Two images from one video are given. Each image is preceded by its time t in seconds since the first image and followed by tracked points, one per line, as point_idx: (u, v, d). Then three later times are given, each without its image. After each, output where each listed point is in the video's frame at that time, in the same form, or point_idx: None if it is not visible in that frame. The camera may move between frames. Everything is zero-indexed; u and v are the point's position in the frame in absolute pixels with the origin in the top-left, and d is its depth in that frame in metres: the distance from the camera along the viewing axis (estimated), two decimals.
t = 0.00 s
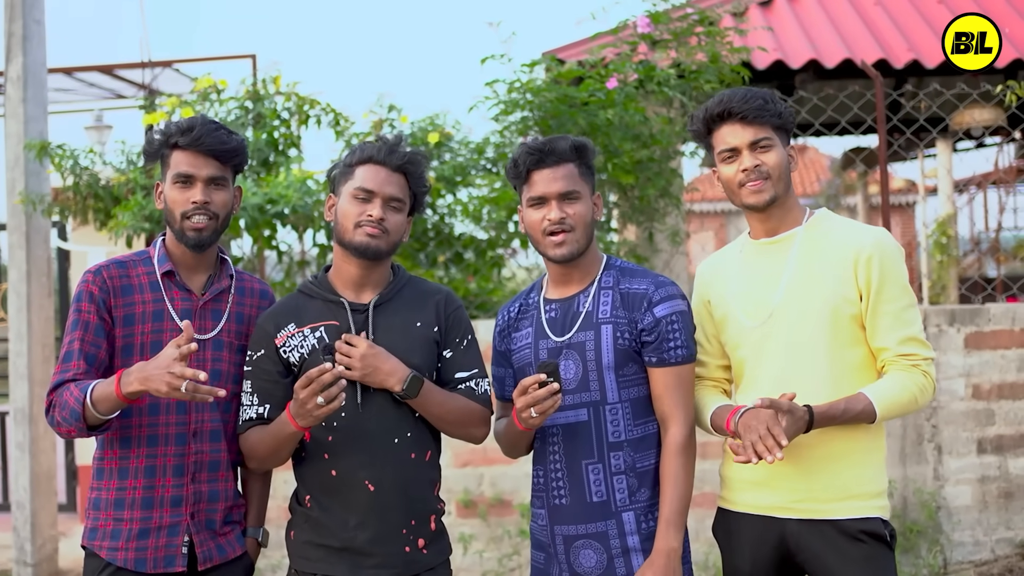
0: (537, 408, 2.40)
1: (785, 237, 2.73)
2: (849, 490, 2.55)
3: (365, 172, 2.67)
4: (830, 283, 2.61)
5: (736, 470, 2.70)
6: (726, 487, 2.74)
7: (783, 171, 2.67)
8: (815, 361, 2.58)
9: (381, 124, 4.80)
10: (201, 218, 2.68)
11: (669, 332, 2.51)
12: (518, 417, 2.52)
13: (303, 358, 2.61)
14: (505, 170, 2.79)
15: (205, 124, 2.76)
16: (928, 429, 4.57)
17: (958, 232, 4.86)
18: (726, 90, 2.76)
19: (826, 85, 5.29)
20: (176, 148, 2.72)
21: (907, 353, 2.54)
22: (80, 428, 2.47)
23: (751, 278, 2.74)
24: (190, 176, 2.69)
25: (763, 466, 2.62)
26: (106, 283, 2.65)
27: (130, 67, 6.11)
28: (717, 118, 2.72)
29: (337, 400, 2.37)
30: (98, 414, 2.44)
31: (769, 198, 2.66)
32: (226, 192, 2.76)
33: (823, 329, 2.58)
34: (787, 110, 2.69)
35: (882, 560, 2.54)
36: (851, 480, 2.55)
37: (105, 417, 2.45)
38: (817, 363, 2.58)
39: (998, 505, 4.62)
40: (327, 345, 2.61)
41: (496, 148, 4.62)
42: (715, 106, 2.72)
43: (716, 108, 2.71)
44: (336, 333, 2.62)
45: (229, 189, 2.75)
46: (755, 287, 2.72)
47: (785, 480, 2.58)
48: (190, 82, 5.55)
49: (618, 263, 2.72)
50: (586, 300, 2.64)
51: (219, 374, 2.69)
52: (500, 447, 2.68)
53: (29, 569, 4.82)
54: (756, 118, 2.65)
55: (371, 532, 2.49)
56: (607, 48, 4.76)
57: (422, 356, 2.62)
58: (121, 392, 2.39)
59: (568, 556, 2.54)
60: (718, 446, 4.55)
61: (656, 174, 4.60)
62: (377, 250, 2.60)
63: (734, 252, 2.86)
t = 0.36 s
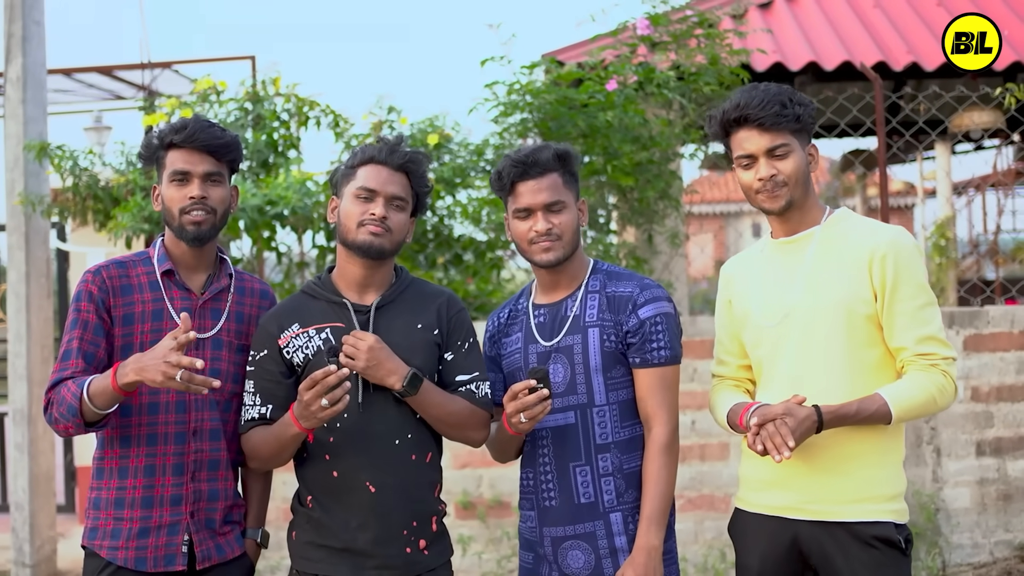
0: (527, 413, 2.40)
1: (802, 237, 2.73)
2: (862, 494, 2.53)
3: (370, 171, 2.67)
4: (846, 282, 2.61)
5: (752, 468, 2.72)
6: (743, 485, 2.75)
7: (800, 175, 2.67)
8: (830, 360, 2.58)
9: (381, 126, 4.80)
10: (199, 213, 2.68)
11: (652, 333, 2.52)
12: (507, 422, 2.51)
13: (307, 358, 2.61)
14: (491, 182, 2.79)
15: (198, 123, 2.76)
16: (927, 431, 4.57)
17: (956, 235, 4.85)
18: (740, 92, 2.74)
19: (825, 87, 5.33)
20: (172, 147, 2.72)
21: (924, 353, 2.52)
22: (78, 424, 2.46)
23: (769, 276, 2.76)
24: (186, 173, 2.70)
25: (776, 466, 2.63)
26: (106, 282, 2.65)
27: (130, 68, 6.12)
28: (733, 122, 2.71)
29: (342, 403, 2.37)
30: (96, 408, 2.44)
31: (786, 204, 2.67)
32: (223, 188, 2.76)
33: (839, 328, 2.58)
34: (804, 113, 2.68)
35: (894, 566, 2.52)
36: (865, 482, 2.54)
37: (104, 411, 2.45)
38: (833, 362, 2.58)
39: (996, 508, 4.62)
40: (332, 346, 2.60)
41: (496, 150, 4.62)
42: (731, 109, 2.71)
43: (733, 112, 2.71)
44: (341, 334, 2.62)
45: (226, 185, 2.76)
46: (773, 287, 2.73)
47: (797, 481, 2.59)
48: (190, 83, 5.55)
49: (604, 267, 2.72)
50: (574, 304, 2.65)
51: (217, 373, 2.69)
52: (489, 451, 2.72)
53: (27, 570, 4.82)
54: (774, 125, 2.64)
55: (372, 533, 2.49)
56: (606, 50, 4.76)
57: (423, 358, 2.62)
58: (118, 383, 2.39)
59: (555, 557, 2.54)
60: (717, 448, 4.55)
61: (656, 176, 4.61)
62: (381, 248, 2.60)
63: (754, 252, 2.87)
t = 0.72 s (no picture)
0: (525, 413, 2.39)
1: (806, 240, 2.73)
2: (866, 495, 2.53)
3: (365, 173, 2.67)
4: (850, 285, 2.60)
5: (756, 470, 2.72)
6: (748, 485, 2.76)
7: (799, 182, 2.65)
8: (834, 363, 2.58)
9: (379, 127, 4.80)
10: (195, 222, 2.67)
11: (648, 334, 2.52)
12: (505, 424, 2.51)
13: (306, 360, 2.61)
14: (481, 189, 2.77)
15: (194, 129, 2.75)
16: (926, 432, 4.57)
17: (955, 236, 4.87)
18: (739, 97, 2.71)
19: (824, 88, 5.36)
20: (168, 154, 2.71)
21: (928, 356, 2.52)
22: (78, 390, 2.42)
23: (774, 278, 2.76)
24: (182, 180, 2.68)
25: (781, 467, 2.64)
26: (106, 282, 2.65)
27: (129, 70, 6.11)
28: (731, 129, 2.69)
29: (340, 404, 2.35)
30: (99, 367, 2.42)
31: (784, 213, 2.68)
32: (219, 195, 2.74)
33: (842, 331, 2.58)
34: (803, 118, 2.64)
35: (898, 568, 2.52)
36: (867, 484, 2.54)
37: (107, 371, 2.43)
38: (836, 365, 2.58)
39: (995, 509, 4.63)
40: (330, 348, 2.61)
41: (494, 152, 4.61)
42: (729, 116, 2.69)
43: (731, 120, 2.68)
44: (340, 336, 2.62)
45: (223, 192, 2.74)
46: (777, 290, 2.73)
47: (800, 482, 2.59)
48: (188, 85, 5.55)
49: (597, 268, 2.72)
50: (568, 306, 2.65)
51: (216, 376, 2.68)
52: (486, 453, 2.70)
53: (26, 572, 4.82)
54: (772, 133, 2.61)
55: (372, 534, 2.48)
56: (605, 51, 4.77)
57: (427, 360, 2.62)
58: (121, 329, 2.42)
59: (551, 559, 2.54)
60: (716, 449, 4.55)
61: (654, 178, 4.61)
62: (380, 249, 2.60)
63: (760, 253, 2.87)
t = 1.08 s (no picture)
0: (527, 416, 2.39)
1: (796, 242, 2.73)
2: (861, 495, 2.54)
3: (338, 180, 2.66)
4: (843, 286, 2.60)
5: (749, 472, 2.70)
6: (739, 488, 2.74)
7: (789, 182, 2.65)
8: (828, 365, 2.58)
9: (378, 129, 4.80)
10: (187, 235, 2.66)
11: (655, 336, 2.51)
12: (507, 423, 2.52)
13: (306, 360, 2.61)
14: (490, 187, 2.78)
15: (186, 138, 2.72)
16: (925, 433, 4.58)
17: (954, 237, 4.86)
18: (719, 104, 2.71)
19: (824, 89, 5.32)
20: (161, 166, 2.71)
21: (923, 355, 2.54)
22: (87, 371, 2.43)
23: (763, 282, 2.74)
24: (175, 195, 2.68)
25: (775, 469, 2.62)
26: (104, 283, 2.65)
27: (128, 72, 6.11)
28: (718, 137, 2.68)
29: (345, 403, 2.35)
30: (105, 345, 2.45)
31: (777, 211, 2.66)
32: (214, 205, 2.73)
33: (837, 333, 2.58)
34: (788, 119, 2.66)
35: (892, 564, 2.54)
36: (862, 484, 2.55)
37: (114, 350, 2.46)
38: (831, 367, 2.57)
39: (995, 510, 4.62)
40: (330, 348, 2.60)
41: (493, 153, 4.61)
42: (713, 123, 2.68)
43: (716, 127, 2.67)
44: (340, 336, 2.62)
45: (217, 202, 2.73)
46: (769, 292, 2.72)
47: (796, 483, 2.58)
48: (187, 87, 5.55)
49: (607, 269, 2.71)
50: (576, 307, 2.64)
51: (213, 378, 2.68)
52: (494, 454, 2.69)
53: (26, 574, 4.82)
54: (760, 135, 2.62)
55: (370, 535, 2.48)
56: (604, 53, 4.77)
57: (424, 362, 2.62)
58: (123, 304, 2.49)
59: (555, 562, 2.55)
60: (716, 451, 4.55)
61: (653, 179, 4.61)
62: (375, 248, 2.61)
63: (744, 255, 2.85)
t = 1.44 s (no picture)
0: (548, 415, 2.40)
1: (779, 248, 2.73)
2: (844, 494, 2.56)
3: (318, 191, 2.66)
4: (828, 292, 2.61)
5: (730, 477, 2.70)
6: (722, 492, 2.73)
7: (775, 188, 2.65)
8: (812, 370, 2.57)
9: (377, 131, 4.80)
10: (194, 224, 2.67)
11: (684, 341, 2.47)
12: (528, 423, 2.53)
13: (305, 363, 2.61)
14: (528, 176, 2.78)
15: (191, 131, 2.75)
16: (925, 434, 4.58)
17: (954, 238, 4.87)
18: (704, 108, 2.71)
19: (822, 91, 5.34)
20: (164, 156, 2.70)
21: (905, 360, 2.57)
22: (76, 389, 2.43)
23: (745, 288, 2.74)
24: (180, 184, 2.68)
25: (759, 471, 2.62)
26: (101, 286, 2.65)
27: (127, 74, 6.11)
28: (703, 141, 2.67)
29: (336, 415, 2.35)
30: (94, 366, 2.42)
31: (763, 215, 2.65)
32: (216, 198, 2.74)
33: (821, 337, 2.58)
34: (772, 124, 2.67)
35: (876, 562, 2.54)
36: (845, 484, 2.57)
37: (103, 370, 2.43)
38: (815, 371, 2.57)
39: (994, 511, 4.63)
40: (328, 351, 2.60)
41: (492, 155, 4.61)
42: (699, 129, 2.67)
43: (702, 132, 2.66)
44: (338, 339, 2.62)
45: (220, 194, 2.74)
46: (752, 297, 2.71)
47: (780, 486, 2.59)
48: (186, 89, 5.56)
49: (640, 267, 2.70)
50: (605, 305, 2.63)
51: (211, 380, 2.68)
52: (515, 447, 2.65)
53: None
54: (745, 141, 2.62)
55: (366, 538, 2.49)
56: (602, 55, 4.79)
57: (427, 364, 2.63)
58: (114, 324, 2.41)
59: (576, 565, 2.53)
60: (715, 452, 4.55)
61: (653, 181, 4.61)
62: (369, 248, 2.61)
63: (723, 260, 2.85)
